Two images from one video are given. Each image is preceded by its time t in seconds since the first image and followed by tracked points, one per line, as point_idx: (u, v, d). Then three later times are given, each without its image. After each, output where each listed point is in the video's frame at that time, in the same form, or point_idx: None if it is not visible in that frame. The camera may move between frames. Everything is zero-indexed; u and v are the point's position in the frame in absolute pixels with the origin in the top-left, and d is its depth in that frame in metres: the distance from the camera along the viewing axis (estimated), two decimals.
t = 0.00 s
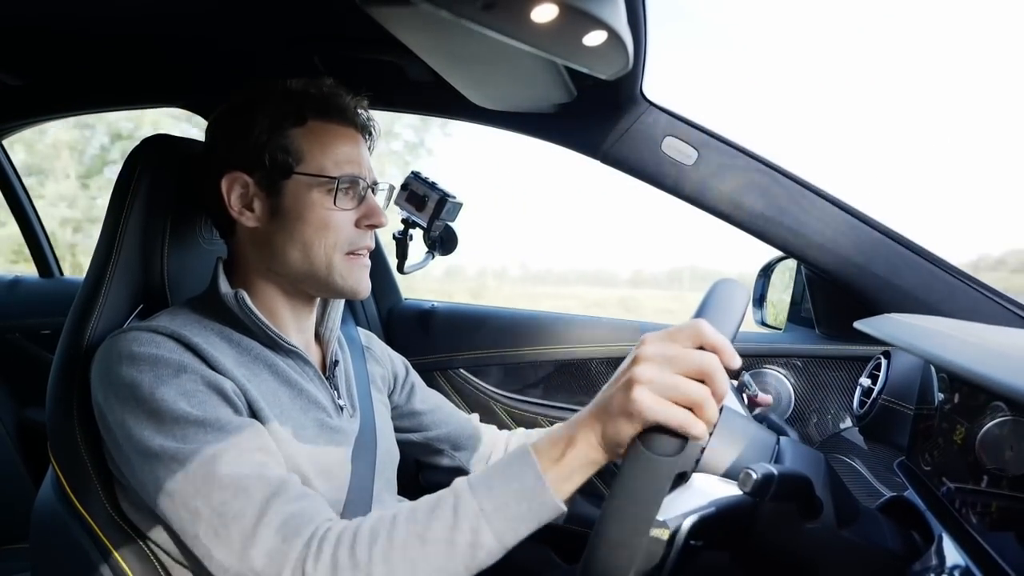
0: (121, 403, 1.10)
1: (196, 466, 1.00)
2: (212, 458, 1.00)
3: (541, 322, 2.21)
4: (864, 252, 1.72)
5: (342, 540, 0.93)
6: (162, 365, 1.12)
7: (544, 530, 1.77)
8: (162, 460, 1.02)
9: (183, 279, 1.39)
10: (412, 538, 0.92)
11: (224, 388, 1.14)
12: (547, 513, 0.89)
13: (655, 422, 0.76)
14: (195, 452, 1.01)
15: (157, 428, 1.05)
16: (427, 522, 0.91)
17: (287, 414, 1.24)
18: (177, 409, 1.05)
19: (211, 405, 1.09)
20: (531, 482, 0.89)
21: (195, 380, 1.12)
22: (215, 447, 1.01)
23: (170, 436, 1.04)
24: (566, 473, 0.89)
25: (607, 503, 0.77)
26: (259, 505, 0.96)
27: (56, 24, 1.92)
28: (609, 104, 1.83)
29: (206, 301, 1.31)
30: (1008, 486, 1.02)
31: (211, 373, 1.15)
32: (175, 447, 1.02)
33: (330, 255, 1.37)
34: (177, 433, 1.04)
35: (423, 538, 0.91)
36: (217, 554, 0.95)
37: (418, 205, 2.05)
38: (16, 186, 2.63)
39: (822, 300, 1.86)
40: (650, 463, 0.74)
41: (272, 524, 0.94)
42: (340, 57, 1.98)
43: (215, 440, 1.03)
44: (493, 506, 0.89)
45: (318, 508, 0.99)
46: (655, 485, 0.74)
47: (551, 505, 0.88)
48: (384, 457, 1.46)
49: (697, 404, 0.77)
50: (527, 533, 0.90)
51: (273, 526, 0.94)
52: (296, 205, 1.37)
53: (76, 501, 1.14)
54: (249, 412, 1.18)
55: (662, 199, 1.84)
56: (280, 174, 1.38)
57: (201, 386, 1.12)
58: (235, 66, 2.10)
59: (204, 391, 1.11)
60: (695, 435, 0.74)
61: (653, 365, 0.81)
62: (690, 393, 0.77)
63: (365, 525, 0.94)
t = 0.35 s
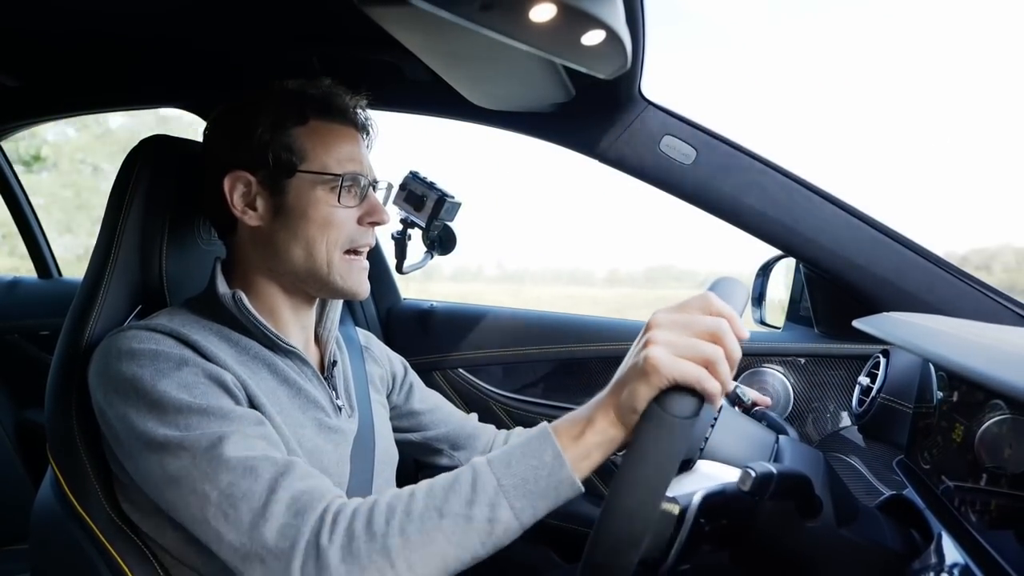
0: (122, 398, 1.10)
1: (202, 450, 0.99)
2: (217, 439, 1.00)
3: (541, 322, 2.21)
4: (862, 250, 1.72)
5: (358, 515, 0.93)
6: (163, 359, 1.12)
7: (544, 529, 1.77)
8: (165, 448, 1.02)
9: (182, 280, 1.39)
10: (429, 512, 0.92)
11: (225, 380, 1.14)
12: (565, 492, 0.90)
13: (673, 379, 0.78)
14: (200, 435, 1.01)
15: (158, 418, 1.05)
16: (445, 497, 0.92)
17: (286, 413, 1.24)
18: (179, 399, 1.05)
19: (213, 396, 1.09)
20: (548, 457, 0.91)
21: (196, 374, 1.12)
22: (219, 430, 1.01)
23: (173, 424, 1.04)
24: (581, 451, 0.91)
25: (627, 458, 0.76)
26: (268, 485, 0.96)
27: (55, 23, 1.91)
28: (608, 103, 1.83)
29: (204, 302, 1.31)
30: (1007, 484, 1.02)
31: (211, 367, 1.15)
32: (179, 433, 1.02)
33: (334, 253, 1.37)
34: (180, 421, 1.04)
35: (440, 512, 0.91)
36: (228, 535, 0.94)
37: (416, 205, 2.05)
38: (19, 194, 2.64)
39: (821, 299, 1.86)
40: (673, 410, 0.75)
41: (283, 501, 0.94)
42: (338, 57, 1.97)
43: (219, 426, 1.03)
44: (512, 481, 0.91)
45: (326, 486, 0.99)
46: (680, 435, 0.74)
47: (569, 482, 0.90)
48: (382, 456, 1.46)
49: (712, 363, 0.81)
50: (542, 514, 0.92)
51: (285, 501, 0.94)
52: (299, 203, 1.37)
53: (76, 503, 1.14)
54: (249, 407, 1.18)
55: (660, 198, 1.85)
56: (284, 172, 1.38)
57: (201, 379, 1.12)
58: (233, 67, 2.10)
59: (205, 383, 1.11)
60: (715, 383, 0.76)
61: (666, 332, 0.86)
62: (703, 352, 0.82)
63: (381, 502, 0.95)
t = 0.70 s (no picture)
0: (122, 391, 1.09)
1: (207, 434, 0.99)
2: (224, 419, 1.00)
3: (539, 321, 2.22)
4: (860, 248, 1.72)
5: (374, 485, 0.94)
6: (165, 351, 1.13)
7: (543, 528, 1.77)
8: (168, 435, 1.02)
9: (180, 278, 1.39)
10: (448, 481, 0.93)
11: (225, 371, 1.15)
12: (585, 466, 0.91)
13: (684, 342, 0.83)
14: (205, 417, 1.01)
15: (160, 408, 1.05)
16: (464, 466, 0.93)
17: (285, 410, 1.24)
18: (181, 388, 1.05)
19: (214, 386, 1.10)
20: (570, 431, 0.91)
21: (198, 365, 1.13)
22: (223, 415, 1.01)
23: (174, 412, 1.04)
24: (601, 425, 0.92)
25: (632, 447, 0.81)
26: (277, 461, 0.96)
27: (53, 22, 1.91)
28: (606, 102, 1.83)
29: (202, 302, 1.31)
30: (1007, 483, 1.02)
31: (212, 359, 1.15)
32: (182, 419, 1.02)
33: (333, 253, 1.37)
34: (182, 407, 1.03)
35: (459, 480, 0.92)
36: (238, 514, 0.94)
37: (415, 204, 2.03)
38: (15, 193, 2.63)
39: (819, 297, 1.86)
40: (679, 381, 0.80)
41: (293, 475, 0.94)
42: (337, 56, 1.97)
43: (222, 412, 1.03)
44: (532, 452, 0.91)
45: (335, 462, 1.00)
46: (685, 409, 0.79)
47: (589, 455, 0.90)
48: (380, 456, 1.46)
49: (722, 327, 0.85)
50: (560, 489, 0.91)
51: (295, 479, 0.94)
52: (298, 204, 1.37)
53: (75, 502, 1.14)
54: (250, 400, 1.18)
55: (658, 197, 1.85)
56: (281, 173, 1.37)
57: (203, 370, 1.12)
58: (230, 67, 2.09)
59: (206, 374, 1.12)
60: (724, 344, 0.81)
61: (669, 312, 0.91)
62: (715, 316, 0.85)
63: (397, 475, 0.95)
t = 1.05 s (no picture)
0: (124, 390, 1.09)
1: (206, 436, 0.99)
2: (223, 420, 1.00)
3: (539, 320, 2.21)
4: (861, 248, 1.72)
5: (375, 484, 0.94)
6: (166, 350, 1.13)
7: (543, 526, 1.77)
8: (169, 435, 1.02)
9: (180, 277, 1.39)
10: (447, 479, 0.93)
11: (226, 371, 1.15)
12: (583, 457, 0.90)
13: (685, 338, 0.83)
14: (205, 418, 1.01)
15: (161, 407, 1.05)
16: (463, 464, 0.93)
17: (286, 409, 1.24)
18: (181, 388, 1.05)
19: (215, 386, 1.10)
20: (566, 426, 0.91)
21: (199, 364, 1.12)
22: (224, 415, 1.01)
23: (175, 412, 1.03)
24: (596, 420, 0.91)
25: (635, 451, 0.81)
26: (277, 462, 0.97)
27: (53, 21, 1.91)
28: (606, 101, 1.83)
29: (202, 301, 1.31)
30: (1006, 482, 1.02)
31: (213, 358, 1.15)
32: (182, 418, 1.02)
33: (332, 252, 1.37)
34: (183, 407, 1.03)
35: (458, 479, 0.92)
36: (236, 515, 0.94)
37: (415, 203, 2.03)
38: (16, 192, 2.62)
39: (819, 296, 1.86)
40: (682, 380, 0.80)
41: (293, 477, 0.95)
42: (337, 55, 1.97)
43: (221, 412, 1.03)
44: (530, 448, 0.91)
45: (333, 463, 1.00)
46: (688, 411, 0.80)
47: (587, 449, 0.90)
48: (380, 455, 1.46)
49: (723, 321, 0.85)
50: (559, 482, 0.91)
51: (295, 478, 0.95)
52: (298, 202, 1.37)
53: (75, 501, 1.14)
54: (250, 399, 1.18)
55: (658, 196, 1.85)
56: (281, 172, 1.38)
57: (204, 369, 1.12)
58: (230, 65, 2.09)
59: (207, 374, 1.12)
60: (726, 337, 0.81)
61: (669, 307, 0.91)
62: (717, 310, 0.85)
63: (396, 475, 0.95)
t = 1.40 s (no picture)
0: (124, 394, 1.10)
1: (205, 447, 1.00)
2: (220, 435, 1.00)
3: (540, 318, 2.21)
4: (863, 245, 1.72)
5: (363, 509, 0.94)
6: (165, 354, 1.13)
7: (544, 524, 1.77)
8: (168, 444, 1.02)
9: (182, 274, 1.39)
10: (435, 506, 0.92)
11: (225, 376, 1.15)
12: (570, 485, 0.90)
13: (666, 377, 0.81)
14: (203, 431, 1.01)
15: (161, 414, 1.05)
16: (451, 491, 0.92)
17: (287, 411, 1.24)
18: (180, 395, 1.05)
19: (215, 392, 1.10)
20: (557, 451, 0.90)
21: (198, 369, 1.12)
22: (222, 426, 1.02)
23: (174, 421, 1.04)
24: (587, 445, 0.92)
25: (633, 449, 0.80)
26: (272, 479, 0.97)
27: (56, 17, 1.91)
28: (608, 98, 1.83)
29: (204, 299, 1.31)
30: (1007, 479, 1.01)
31: (213, 362, 1.15)
32: (181, 428, 1.02)
33: (336, 249, 1.38)
34: (181, 417, 1.04)
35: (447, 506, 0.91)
36: (231, 530, 0.95)
37: (416, 201, 2.01)
38: (16, 186, 2.62)
39: (821, 294, 1.86)
40: (665, 417, 0.79)
41: (286, 496, 0.95)
42: (339, 52, 1.97)
43: (220, 422, 1.03)
44: (518, 478, 0.90)
45: (327, 480, 1.00)
46: (676, 437, 0.79)
47: (574, 479, 0.90)
48: (381, 452, 1.46)
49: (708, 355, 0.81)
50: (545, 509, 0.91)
51: (289, 495, 0.95)
52: (301, 199, 1.37)
53: (77, 497, 1.14)
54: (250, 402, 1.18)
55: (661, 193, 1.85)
56: (283, 168, 1.38)
57: (203, 374, 1.12)
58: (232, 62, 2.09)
59: (206, 379, 1.12)
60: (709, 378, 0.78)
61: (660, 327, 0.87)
62: (700, 344, 0.82)
63: (387, 497, 0.95)
